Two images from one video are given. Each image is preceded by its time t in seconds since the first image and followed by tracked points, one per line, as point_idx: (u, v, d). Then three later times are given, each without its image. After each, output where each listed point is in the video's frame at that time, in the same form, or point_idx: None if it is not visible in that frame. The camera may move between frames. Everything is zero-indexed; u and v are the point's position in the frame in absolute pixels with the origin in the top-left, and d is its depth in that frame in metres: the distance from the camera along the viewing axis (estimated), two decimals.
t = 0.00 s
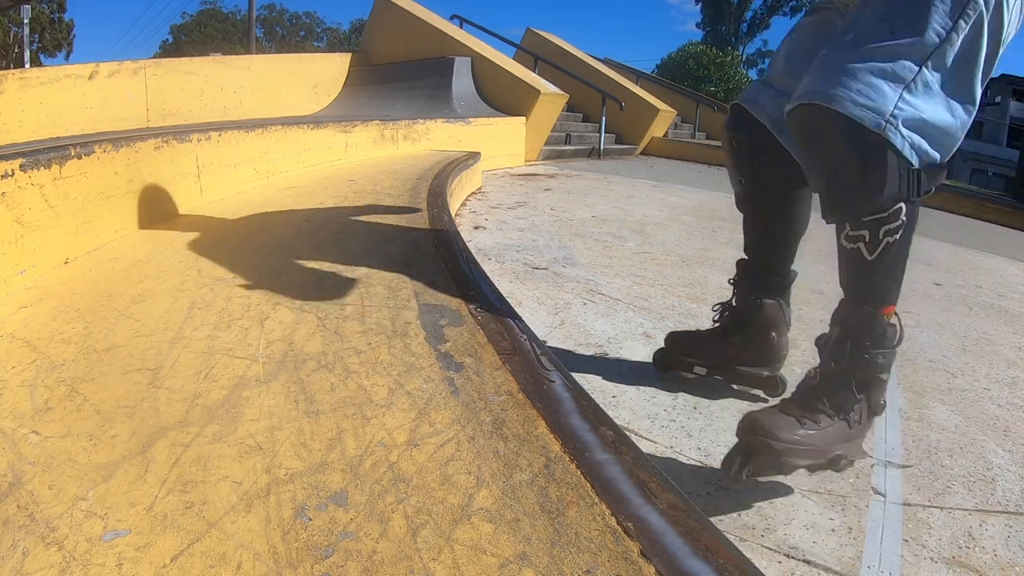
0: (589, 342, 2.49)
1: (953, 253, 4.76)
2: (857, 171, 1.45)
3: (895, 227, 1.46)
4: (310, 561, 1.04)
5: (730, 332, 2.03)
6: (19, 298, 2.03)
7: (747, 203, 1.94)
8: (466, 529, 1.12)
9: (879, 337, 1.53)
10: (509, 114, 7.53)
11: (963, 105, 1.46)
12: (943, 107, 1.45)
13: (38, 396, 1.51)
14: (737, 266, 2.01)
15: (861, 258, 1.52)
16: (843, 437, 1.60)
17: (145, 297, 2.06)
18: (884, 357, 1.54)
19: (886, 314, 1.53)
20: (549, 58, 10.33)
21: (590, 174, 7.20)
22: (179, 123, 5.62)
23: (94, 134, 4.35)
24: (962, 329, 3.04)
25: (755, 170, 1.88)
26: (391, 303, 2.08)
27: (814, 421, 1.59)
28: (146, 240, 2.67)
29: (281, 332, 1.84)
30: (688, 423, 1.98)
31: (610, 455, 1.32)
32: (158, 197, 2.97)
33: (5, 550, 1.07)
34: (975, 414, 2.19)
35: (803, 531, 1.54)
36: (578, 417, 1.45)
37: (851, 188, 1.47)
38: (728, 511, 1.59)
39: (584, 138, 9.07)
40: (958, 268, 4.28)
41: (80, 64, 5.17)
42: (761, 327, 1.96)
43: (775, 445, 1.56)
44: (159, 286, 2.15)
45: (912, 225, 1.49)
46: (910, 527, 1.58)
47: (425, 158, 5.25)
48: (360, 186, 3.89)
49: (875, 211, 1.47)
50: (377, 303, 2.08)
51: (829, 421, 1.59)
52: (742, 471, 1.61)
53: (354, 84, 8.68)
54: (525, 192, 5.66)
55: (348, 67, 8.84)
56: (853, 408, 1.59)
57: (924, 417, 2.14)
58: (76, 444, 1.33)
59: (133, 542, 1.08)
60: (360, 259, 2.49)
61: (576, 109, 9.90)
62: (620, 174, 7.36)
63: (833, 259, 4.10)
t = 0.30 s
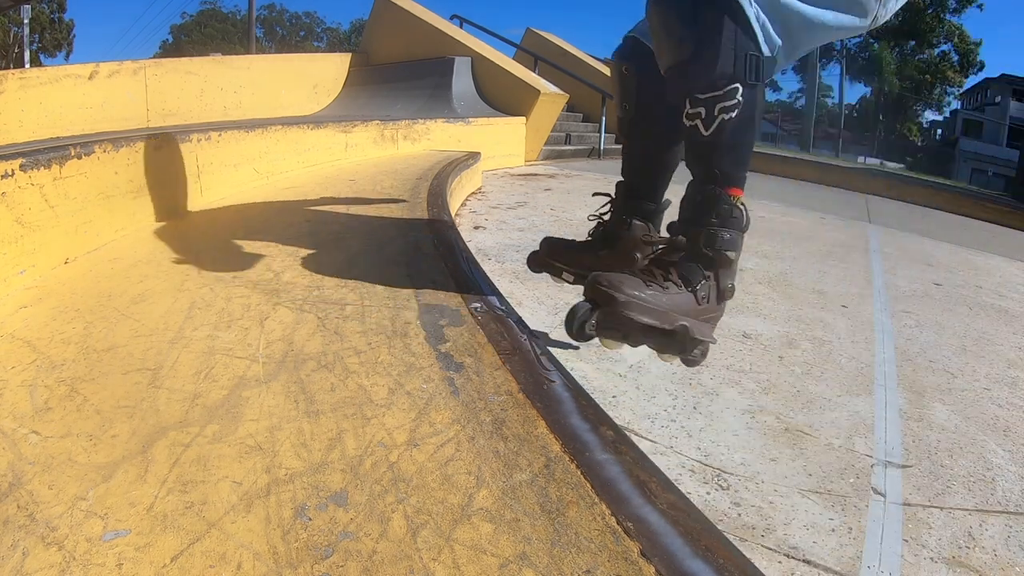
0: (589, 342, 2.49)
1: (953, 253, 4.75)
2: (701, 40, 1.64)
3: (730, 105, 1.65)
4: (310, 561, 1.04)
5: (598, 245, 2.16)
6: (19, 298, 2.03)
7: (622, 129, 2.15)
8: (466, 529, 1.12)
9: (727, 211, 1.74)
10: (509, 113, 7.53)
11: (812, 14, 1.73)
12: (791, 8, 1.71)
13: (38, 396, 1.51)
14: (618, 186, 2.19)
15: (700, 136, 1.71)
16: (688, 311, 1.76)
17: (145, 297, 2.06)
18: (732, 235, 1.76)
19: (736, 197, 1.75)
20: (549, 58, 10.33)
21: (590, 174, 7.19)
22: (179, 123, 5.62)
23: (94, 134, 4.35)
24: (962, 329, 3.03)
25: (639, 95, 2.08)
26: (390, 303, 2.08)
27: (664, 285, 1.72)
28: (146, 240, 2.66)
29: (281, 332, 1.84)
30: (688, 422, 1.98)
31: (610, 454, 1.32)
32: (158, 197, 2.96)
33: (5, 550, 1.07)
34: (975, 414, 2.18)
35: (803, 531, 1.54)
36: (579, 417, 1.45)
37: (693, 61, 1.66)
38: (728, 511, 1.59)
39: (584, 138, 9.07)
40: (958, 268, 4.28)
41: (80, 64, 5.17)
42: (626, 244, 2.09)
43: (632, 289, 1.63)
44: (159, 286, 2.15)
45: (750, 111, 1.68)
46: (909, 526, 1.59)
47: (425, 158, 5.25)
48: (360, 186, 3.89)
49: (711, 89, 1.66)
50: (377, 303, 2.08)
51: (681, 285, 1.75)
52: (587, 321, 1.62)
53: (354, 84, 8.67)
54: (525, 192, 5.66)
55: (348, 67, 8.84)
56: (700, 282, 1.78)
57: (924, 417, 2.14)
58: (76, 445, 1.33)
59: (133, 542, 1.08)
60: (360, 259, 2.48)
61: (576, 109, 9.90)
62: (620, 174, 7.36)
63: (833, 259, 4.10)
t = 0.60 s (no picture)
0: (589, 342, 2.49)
1: (953, 254, 4.75)
2: (608, 57, 1.65)
3: (634, 118, 1.65)
4: (310, 561, 1.04)
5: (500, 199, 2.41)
6: (19, 298, 2.02)
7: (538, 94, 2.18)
8: (466, 529, 1.12)
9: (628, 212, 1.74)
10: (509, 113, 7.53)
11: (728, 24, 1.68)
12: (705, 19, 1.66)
13: (38, 396, 1.51)
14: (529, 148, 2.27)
15: (605, 146, 1.72)
16: (579, 297, 1.73)
17: (145, 297, 2.06)
18: (630, 238, 1.76)
19: (637, 203, 1.76)
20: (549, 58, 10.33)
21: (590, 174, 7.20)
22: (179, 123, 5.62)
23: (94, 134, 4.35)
24: (961, 329, 3.04)
25: (549, 71, 2.10)
26: (390, 303, 2.08)
27: (558, 260, 1.73)
28: (146, 240, 2.66)
29: (281, 332, 1.84)
30: (688, 422, 1.98)
31: (610, 455, 1.32)
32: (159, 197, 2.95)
33: (4, 550, 1.07)
34: (975, 414, 2.18)
35: (803, 531, 1.54)
36: (578, 418, 1.46)
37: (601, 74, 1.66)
38: (728, 511, 1.59)
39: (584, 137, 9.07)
40: (958, 268, 4.28)
41: (81, 64, 5.18)
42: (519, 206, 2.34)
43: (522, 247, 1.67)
44: (159, 286, 2.15)
45: (656, 123, 1.68)
46: (909, 527, 1.59)
47: (425, 158, 5.25)
48: (360, 186, 3.90)
49: (617, 103, 1.66)
50: (377, 303, 2.08)
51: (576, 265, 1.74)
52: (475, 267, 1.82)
53: (354, 84, 8.68)
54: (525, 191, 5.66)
55: (348, 67, 8.84)
56: (595, 271, 1.75)
57: (924, 417, 2.14)
58: (77, 444, 1.33)
59: (133, 542, 1.08)
60: (359, 260, 2.48)
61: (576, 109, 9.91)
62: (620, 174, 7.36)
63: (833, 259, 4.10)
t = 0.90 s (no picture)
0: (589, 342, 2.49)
1: (953, 254, 4.75)
2: (541, 61, 1.77)
3: (571, 112, 1.79)
4: (310, 561, 1.04)
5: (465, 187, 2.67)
6: (19, 298, 2.02)
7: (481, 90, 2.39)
8: (466, 529, 1.12)
9: (580, 197, 1.85)
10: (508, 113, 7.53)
11: (642, 44, 1.81)
12: (621, 38, 1.79)
13: (38, 396, 1.51)
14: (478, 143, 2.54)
15: (547, 138, 1.85)
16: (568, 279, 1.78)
17: (145, 297, 2.06)
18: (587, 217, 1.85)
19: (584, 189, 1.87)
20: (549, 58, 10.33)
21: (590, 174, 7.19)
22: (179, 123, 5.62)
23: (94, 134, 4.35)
24: (962, 329, 3.03)
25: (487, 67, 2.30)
26: (390, 303, 2.08)
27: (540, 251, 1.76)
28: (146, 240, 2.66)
29: (281, 332, 1.84)
30: (688, 422, 1.98)
31: (610, 455, 1.33)
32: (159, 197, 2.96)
33: (4, 550, 1.07)
34: (975, 414, 2.18)
35: (803, 531, 1.54)
36: (578, 418, 1.46)
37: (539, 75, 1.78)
38: (728, 511, 1.59)
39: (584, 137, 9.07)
40: (958, 268, 4.27)
41: (80, 64, 5.18)
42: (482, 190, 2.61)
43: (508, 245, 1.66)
44: (159, 286, 2.15)
45: (591, 116, 1.82)
46: (909, 527, 1.58)
47: (425, 158, 5.25)
48: (360, 186, 3.90)
49: (553, 99, 1.79)
50: (377, 303, 2.08)
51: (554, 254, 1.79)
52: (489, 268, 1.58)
53: (354, 84, 8.68)
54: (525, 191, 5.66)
55: (348, 66, 8.84)
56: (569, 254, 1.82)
57: (924, 417, 2.14)
58: (76, 444, 1.33)
59: (133, 542, 1.08)
60: (359, 259, 2.48)
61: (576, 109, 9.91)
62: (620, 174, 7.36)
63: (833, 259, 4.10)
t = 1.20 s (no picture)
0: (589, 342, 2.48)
1: (953, 254, 4.75)
2: (521, 64, 1.83)
3: (553, 99, 1.82)
4: (310, 561, 1.04)
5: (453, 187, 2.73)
6: (19, 298, 2.02)
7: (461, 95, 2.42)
8: (466, 529, 1.12)
9: (560, 178, 1.86)
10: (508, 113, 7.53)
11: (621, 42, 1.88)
12: (602, 38, 1.85)
13: (38, 396, 1.51)
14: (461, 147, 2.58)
15: (530, 126, 1.88)
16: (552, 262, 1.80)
17: (145, 297, 2.06)
18: (571, 196, 1.87)
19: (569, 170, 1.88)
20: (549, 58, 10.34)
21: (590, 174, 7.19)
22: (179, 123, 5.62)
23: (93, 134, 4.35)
24: (962, 329, 3.03)
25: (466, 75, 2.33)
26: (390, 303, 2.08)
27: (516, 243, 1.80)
28: (146, 239, 2.66)
29: (281, 332, 1.84)
30: (688, 422, 1.98)
31: (610, 455, 1.33)
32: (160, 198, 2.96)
33: (5, 550, 1.07)
34: (975, 414, 2.18)
35: (803, 531, 1.54)
36: (578, 418, 1.46)
37: (518, 75, 1.84)
38: (728, 511, 1.59)
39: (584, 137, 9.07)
40: (958, 268, 4.27)
41: (80, 64, 5.18)
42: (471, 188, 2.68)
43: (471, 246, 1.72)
44: (158, 286, 2.14)
45: (574, 103, 1.85)
46: (909, 526, 1.58)
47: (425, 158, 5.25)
48: (360, 186, 3.89)
49: (535, 91, 1.82)
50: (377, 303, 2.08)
51: (534, 242, 1.83)
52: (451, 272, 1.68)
53: (354, 84, 8.67)
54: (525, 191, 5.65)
55: (348, 67, 8.84)
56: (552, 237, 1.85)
57: (924, 417, 2.14)
58: (76, 445, 1.33)
59: (133, 542, 1.08)
60: (359, 259, 2.48)
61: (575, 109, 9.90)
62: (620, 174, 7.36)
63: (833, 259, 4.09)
